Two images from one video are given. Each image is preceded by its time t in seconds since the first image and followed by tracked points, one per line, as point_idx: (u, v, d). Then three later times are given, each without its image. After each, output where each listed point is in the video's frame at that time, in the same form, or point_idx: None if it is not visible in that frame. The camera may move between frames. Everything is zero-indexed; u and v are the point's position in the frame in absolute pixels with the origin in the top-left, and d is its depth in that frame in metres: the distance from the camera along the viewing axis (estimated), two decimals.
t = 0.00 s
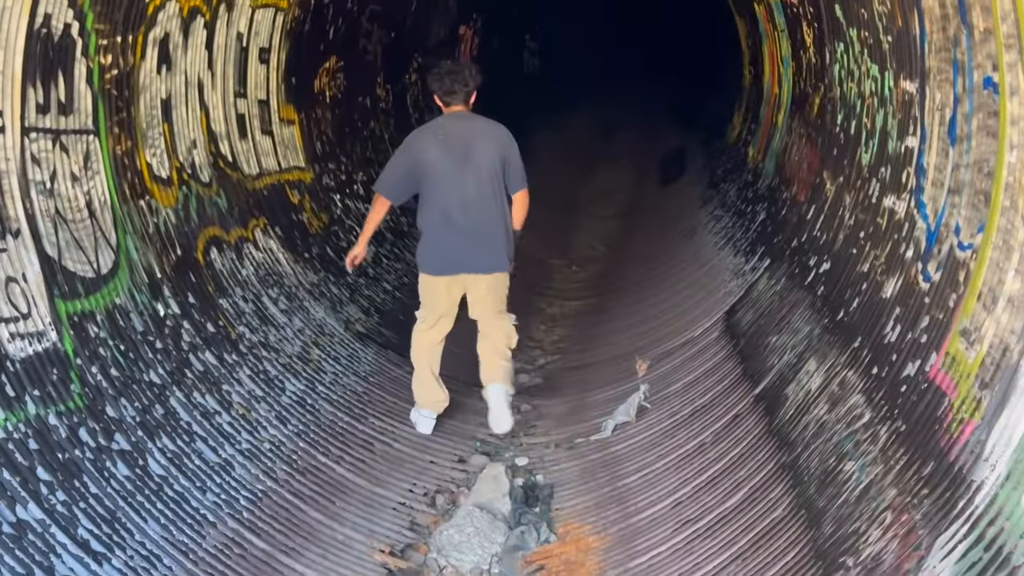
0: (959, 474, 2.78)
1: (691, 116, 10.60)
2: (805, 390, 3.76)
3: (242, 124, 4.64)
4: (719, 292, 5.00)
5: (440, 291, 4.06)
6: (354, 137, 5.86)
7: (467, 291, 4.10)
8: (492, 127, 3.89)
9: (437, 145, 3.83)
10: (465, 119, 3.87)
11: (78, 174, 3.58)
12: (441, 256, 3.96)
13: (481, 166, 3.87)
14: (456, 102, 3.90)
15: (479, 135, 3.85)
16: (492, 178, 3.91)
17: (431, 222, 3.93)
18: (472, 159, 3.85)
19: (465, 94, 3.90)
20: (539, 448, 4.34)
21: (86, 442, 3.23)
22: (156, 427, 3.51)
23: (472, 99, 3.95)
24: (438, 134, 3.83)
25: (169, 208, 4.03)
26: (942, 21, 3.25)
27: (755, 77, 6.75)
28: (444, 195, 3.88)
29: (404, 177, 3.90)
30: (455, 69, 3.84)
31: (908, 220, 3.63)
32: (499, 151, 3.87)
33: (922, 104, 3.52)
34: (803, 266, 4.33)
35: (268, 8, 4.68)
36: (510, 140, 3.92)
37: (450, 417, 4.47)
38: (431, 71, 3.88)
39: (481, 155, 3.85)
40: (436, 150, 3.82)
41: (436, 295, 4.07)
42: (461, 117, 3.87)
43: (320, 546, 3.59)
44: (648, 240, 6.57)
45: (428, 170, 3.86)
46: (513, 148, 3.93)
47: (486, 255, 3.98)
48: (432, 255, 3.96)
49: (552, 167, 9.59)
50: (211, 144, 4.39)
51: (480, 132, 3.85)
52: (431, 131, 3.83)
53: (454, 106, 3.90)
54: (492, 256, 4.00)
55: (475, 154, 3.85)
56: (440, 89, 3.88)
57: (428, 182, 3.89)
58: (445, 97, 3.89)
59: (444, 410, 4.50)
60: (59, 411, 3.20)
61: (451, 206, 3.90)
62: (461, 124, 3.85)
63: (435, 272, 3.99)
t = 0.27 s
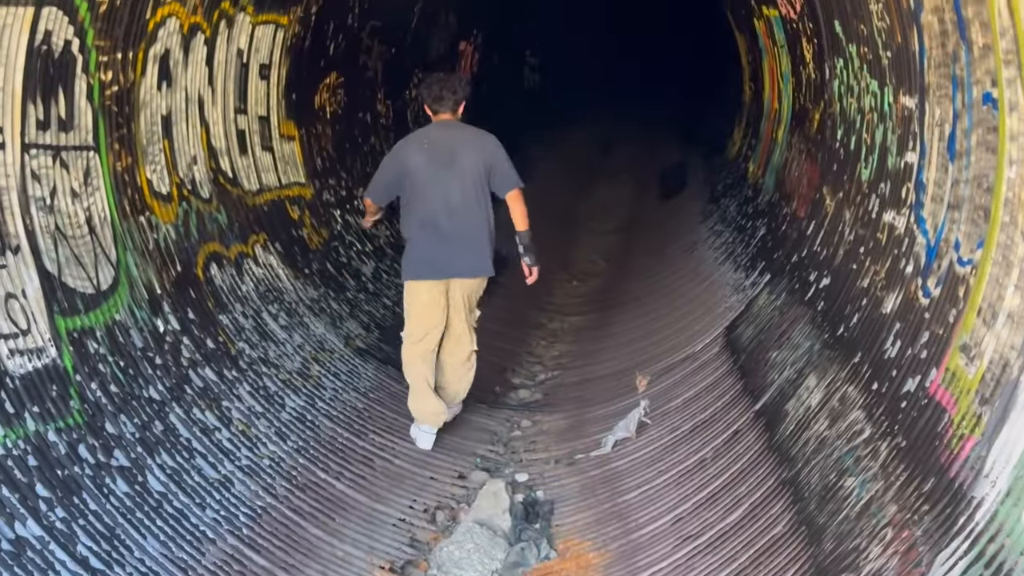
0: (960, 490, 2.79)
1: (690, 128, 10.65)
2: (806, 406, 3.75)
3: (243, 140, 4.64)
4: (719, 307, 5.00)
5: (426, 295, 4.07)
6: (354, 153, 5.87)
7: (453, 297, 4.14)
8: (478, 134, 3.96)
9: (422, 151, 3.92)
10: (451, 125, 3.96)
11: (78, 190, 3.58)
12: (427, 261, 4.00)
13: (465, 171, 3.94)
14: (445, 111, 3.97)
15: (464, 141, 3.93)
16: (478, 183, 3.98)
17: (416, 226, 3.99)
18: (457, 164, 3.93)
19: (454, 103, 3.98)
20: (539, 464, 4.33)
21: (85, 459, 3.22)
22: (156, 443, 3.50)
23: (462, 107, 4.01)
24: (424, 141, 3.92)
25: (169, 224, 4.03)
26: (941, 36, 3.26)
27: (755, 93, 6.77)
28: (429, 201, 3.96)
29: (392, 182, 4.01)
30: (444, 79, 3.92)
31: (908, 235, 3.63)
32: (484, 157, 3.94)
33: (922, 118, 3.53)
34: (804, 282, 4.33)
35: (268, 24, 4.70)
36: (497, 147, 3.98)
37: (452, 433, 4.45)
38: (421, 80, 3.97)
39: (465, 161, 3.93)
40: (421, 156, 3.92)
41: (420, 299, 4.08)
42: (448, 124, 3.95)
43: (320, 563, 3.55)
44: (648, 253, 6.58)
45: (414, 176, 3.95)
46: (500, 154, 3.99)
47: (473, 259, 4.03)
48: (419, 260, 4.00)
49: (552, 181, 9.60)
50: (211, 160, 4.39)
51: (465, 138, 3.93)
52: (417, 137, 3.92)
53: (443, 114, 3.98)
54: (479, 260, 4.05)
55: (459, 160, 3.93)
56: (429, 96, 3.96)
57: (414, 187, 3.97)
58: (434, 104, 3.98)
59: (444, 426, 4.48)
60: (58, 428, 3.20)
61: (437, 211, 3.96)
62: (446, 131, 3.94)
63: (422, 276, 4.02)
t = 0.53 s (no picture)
0: (957, 509, 2.79)
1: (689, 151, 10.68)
2: (804, 425, 3.75)
3: (241, 160, 4.65)
4: (717, 326, 5.00)
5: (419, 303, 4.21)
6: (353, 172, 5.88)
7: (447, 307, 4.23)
8: (483, 153, 4.09)
9: (427, 163, 4.08)
10: (458, 142, 4.10)
11: (76, 211, 3.58)
12: (422, 269, 4.13)
13: (466, 186, 4.07)
14: (461, 126, 4.11)
15: (467, 157, 4.07)
16: (477, 200, 4.10)
17: (414, 235, 4.12)
18: (458, 179, 4.07)
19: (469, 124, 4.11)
20: (538, 483, 4.31)
21: (83, 479, 3.21)
22: (153, 463, 3.49)
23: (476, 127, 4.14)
24: (429, 154, 4.07)
25: (167, 243, 4.03)
26: (938, 57, 3.28)
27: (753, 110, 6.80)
28: (429, 210, 4.09)
29: (399, 193, 4.18)
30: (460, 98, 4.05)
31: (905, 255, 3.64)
32: (485, 174, 4.06)
33: (919, 139, 3.55)
34: (801, 300, 4.34)
35: (267, 44, 4.70)
36: (499, 165, 4.10)
37: (450, 452, 4.42)
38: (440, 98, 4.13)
39: (467, 176, 4.07)
40: (425, 167, 4.08)
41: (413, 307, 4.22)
42: (455, 141, 4.10)
43: None
44: (646, 272, 6.60)
45: (417, 186, 4.11)
46: (503, 175, 4.11)
47: (466, 273, 4.13)
48: (413, 266, 4.14)
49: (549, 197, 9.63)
50: (210, 180, 4.40)
51: (468, 155, 4.06)
52: (423, 149, 4.08)
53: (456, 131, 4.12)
54: (473, 276, 4.14)
55: (461, 175, 4.06)
56: (448, 112, 4.09)
57: (415, 198, 4.12)
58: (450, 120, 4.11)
59: (443, 445, 4.46)
60: (55, 448, 3.19)
61: (434, 222, 4.09)
62: (452, 147, 4.08)
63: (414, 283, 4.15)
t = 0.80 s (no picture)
0: (951, 526, 2.80)
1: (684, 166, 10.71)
2: (798, 442, 3.76)
3: (236, 177, 4.64)
4: (711, 342, 5.01)
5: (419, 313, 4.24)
6: (347, 190, 5.87)
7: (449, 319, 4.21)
8: (485, 166, 4.08)
9: (429, 174, 4.08)
10: (461, 154, 4.10)
11: (70, 228, 3.58)
12: (425, 279, 4.12)
13: (465, 198, 4.06)
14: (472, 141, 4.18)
15: (468, 169, 4.05)
16: (476, 212, 4.08)
17: (418, 246, 4.11)
18: (458, 190, 4.05)
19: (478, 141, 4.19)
20: (532, 500, 4.31)
21: (76, 497, 3.20)
22: (147, 481, 3.47)
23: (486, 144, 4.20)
24: (432, 165, 4.08)
25: (161, 260, 4.03)
26: (930, 74, 3.30)
27: (747, 126, 6.83)
28: (431, 222, 4.08)
29: (403, 203, 4.18)
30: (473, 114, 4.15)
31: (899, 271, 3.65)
32: (485, 187, 4.04)
33: (912, 156, 3.56)
34: (795, 317, 4.35)
35: (261, 61, 4.70)
36: (502, 179, 4.10)
37: (445, 469, 4.41)
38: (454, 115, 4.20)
39: (467, 188, 4.05)
40: (426, 177, 4.07)
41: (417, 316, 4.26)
42: (459, 153, 4.10)
43: None
44: (640, 289, 6.62)
45: (418, 197, 4.11)
46: (503, 188, 4.09)
47: (463, 284, 4.12)
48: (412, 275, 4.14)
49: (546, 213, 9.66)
50: (204, 197, 4.40)
51: (469, 167, 4.05)
52: (426, 160, 4.09)
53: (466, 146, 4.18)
54: (470, 287, 4.13)
55: (461, 186, 4.05)
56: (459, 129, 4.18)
57: (416, 208, 4.11)
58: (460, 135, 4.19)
59: (438, 461, 4.45)
60: (49, 466, 3.19)
61: (433, 232, 4.08)
62: (455, 159, 4.08)
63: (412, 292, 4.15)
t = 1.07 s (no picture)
0: (941, 544, 2.80)
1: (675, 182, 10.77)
2: (789, 459, 3.76)
3: (227, 194, 4.65)
4: (702, 359, 5.02)
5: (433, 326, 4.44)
6: (338, 209, 5.86)
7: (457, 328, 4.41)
8: (480, 180, 4.25)
9: (427, 194, 4.27)
10: (458, 171, 4.28)
11: (61, 246, 3.58)
12: (430, 294, 4.32)
13: (463, 213, 4.24)
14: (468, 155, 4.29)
15: (463, 185, 4.23)
16: (474, 226, 4.26)
17: (420, 263, 4.30)
18: (455, 207, 4.24)
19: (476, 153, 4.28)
20: (523, 517, 4.30)
21: (66, 515, 3.20)
22: (137, 499, 3.45)
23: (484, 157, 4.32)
24: (429, 185, 4.27)
25: (152, 278, 4.03)
26: (919, 92, 3.31)
27: (739, 142, 6.87)
28: (433, 239, 4.28)
29: (407, 224, 4.39)
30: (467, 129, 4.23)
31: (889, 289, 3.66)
32: (479, 201, 4.21)
33: (902, 174, 3.57)
34: (786, 334, 4.36)
35: (252, 79, 4.70)
36: (496, 192, 4.26)
37: (436, 486, 4.40)
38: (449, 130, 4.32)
39: (463, 203, 4.23)
40: (425, 198, 4.27)
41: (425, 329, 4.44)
42: (455, 170, 4.28)
43: None
44: (632, 306, 6.64)
45: (420, 218, 4.30)
46: (497, 199, 4.25)
47: (468, 294, 4.30)
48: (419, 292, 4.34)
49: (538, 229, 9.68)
50: (195, 214, 4.40)
51: (464, 182, 4.22)
52: (423, 182, 4.28)
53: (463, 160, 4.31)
54: (476, 296, 4.32)
55: (457, 203, 4.23)
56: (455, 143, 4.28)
57: (419, 228, 4.31)
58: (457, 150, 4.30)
59: (429, 478, 4.44)
60: (39, 484, 3.18)
61: (435, 249, 4.27)
62: (451, 176, 4.26)
63: (422, 307, 4.34)
